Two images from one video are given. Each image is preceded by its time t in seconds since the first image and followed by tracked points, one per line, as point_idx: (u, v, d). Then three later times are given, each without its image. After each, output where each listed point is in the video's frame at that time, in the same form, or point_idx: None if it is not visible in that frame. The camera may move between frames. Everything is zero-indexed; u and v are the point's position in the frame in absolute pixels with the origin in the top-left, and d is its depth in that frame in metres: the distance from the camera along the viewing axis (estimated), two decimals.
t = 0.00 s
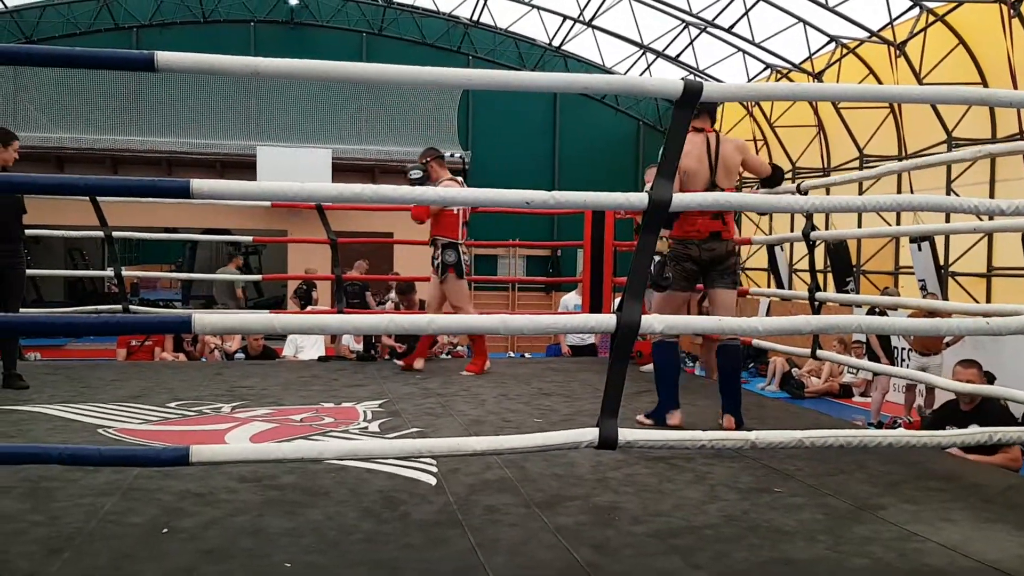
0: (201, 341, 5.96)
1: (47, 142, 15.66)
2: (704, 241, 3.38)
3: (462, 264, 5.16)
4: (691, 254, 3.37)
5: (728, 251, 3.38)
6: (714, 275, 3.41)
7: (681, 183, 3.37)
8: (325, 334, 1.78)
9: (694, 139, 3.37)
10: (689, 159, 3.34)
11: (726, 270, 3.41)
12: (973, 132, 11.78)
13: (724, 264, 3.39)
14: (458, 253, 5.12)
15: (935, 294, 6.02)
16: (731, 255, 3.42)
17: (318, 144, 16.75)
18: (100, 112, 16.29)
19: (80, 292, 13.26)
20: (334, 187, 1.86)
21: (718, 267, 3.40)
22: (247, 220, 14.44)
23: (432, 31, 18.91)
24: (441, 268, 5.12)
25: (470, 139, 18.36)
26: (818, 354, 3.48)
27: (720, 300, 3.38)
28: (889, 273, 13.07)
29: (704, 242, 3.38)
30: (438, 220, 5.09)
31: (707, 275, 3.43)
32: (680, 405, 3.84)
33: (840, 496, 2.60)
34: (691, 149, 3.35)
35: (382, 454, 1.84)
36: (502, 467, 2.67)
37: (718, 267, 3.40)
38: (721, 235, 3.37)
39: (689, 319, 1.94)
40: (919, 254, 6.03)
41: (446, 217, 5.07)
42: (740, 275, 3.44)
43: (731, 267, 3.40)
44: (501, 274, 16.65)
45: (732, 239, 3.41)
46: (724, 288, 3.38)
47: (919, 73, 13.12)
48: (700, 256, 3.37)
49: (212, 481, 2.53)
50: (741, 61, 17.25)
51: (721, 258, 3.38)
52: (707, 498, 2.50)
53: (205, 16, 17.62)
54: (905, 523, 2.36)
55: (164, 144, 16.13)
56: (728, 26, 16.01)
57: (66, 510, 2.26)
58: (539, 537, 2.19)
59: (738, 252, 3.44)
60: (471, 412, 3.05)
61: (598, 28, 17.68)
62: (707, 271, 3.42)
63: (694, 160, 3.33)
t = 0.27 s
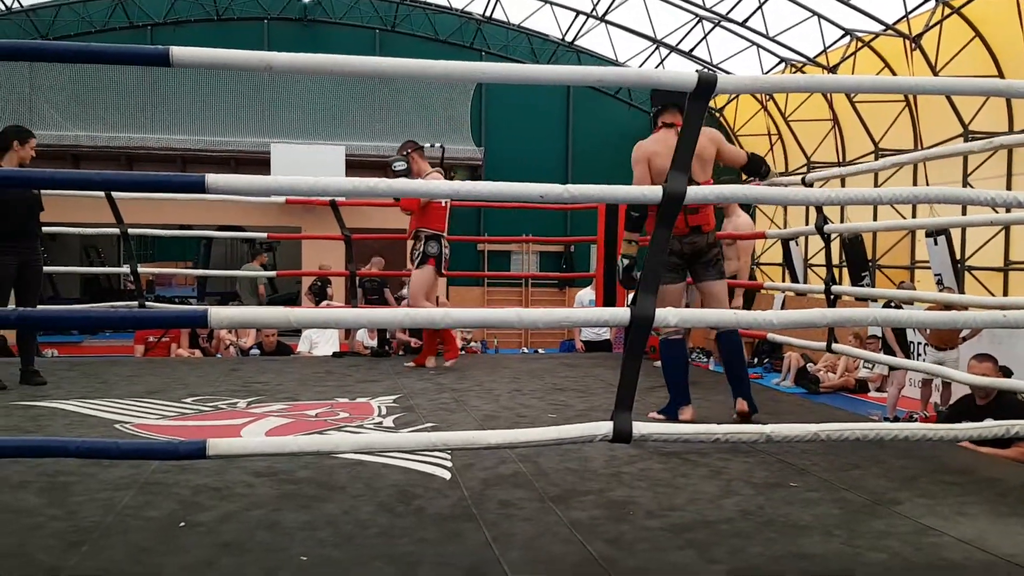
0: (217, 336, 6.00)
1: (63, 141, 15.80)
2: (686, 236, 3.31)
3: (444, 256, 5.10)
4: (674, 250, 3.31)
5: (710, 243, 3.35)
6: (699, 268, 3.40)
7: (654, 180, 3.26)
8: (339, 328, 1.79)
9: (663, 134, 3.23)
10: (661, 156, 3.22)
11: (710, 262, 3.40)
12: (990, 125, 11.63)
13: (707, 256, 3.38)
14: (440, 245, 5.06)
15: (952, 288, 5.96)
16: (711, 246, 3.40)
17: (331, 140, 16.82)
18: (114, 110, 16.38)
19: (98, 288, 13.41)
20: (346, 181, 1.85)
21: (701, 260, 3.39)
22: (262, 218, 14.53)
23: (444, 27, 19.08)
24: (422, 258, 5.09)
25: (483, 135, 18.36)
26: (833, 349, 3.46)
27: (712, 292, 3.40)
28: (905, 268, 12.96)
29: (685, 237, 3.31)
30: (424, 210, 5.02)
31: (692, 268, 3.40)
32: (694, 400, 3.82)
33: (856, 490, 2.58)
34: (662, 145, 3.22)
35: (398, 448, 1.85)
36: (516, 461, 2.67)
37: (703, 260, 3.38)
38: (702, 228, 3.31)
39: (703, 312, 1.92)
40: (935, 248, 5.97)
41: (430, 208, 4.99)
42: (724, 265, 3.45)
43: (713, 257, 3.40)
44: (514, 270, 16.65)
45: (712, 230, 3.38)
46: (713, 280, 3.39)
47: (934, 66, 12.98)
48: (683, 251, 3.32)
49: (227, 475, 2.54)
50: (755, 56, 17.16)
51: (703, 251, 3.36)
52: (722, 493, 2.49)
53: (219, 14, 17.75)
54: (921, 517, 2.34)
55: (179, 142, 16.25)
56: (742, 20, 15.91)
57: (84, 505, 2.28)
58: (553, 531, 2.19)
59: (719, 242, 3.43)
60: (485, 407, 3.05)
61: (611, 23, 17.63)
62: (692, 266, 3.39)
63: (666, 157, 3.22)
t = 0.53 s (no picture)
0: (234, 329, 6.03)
1: (81, 137, 15.92)
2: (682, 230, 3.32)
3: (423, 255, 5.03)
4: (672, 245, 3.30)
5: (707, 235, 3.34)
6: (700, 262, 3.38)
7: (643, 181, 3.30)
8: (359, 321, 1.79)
9: (646, 136, 3.31)
10: (646, 157, 3.27)
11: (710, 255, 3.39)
12: (1011, 119, 11.49)
13: (706, 249, 3.37)
14: (421, 243, 4.99)
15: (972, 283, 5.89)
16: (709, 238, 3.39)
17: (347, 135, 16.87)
18: (132, 105, 16.49)
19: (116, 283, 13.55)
20: (366, 175, 1.86)
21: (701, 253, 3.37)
22: (278, 213, 14.60)
23: (460, 22, 19.11)
24: (401, 255, 5.00)
25: (498, 130, 18.37)
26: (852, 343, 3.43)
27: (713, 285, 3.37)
28: (923, 263, 12.84)
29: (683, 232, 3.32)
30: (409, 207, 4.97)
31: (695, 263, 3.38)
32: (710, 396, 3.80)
33: (875, 487, 2.56)
34: (646, 147, 3.28)
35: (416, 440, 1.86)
36: (532, 455, 2.67)
37: (703, 253, 3.37)
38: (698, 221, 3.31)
39: (723, 305, 1.91)
40: (954, 243, 5.90)
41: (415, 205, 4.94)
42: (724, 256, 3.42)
43: (712, 249, 3.38)
44: (529, 266, 16.66)
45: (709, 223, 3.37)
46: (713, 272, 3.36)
47: (954, 60, 12.83)
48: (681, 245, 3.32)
49: (245, 467, 2.55)
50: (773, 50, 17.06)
51: (702, 243, 3.34)
52: (740, 488, 2.48)
53: (236, 10, 17.87)
54: (941, 513, 2.32)
55: (196, 138, 16.36)
56: (760, 14, 15.69)
57: (104, 497, 2.30)
58: (571, 526, 2.19)
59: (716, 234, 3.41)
60: (501, 402, 3.05)
61: (627, 18, 17.57)
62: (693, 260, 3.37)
63: (653, 156, 3.27)
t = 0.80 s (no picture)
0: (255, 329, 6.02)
1: (105, 137, 16.05)
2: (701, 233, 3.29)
3: (409, 253, 4.93)
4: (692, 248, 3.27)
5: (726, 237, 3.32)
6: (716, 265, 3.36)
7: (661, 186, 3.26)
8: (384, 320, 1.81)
9: (660, 143, 3.29)
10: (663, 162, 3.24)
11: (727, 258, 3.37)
12: None
13: (723, 252, 3.36)
14: (405, 241, 4.88)
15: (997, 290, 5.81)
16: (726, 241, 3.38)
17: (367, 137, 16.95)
18: (156, 107, 16.62)
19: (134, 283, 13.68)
20: (391, 174, 1.88)
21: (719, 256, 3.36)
22: (299, 214, 14.69)
23: (482, 25, 19.13)
24: (386, 257, 4.91)
25: (519, 133, 18.38)
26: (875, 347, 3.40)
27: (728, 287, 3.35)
28: (947, 269, 12.70)
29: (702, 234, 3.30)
30: (387, 206, 4.85)
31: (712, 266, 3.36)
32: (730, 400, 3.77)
33: (899, 493, 2.53)
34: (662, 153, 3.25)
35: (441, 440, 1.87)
36: (553, 458, 2.67)
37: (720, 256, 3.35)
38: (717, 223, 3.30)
39: (749, 308, 1.90)
40: (978, 249, 5.82)
41: (393, 202, 4.83)
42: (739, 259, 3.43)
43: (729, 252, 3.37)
44: (549, 268, 16.67)
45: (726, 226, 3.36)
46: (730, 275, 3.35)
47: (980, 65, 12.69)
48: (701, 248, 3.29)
49: (268, 465, 2.55)
50: (796, 54, 16.98)
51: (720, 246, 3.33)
52: (762, 494, 2.46)
53: (260, 13, 18.04)
54: (966, 521, 2.28)
55: (218, 140, 16.49)
56: (783, 18, 15.75)
57: (129, 493, 2.32)
58: (591, 528, 2.19)
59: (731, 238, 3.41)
60: (521, 405, 3.04)
61: (649, 21, 17.55)
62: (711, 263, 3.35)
63: (669, 161, 3.24)
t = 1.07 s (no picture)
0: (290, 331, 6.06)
1: (144, 142, 16.30)
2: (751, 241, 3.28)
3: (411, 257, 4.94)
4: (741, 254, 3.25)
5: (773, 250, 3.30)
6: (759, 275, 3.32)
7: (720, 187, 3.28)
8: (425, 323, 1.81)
9: (728, 145, 3.32)
10: (726, 163, 3.26)
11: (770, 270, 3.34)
12: None
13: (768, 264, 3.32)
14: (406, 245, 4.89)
15: None
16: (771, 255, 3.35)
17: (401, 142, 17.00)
18: (194, 113, 16.83)
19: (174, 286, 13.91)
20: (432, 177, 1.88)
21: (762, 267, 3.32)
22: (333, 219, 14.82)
23: (516, 31, 19.20)
24: (390, 260, 4.95)
25: (552, 139, 18.37)
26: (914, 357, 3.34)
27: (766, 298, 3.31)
28: (987, 278, 12.44)
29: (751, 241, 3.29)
30: (387, 211, 4.87)
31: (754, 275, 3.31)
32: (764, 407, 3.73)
33: (941, 503, 2.49)
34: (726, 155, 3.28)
35: (478, 443, 1.87)
36: (587, 462, 2.66)
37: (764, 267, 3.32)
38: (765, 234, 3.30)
39: (790, 314, 1.87)
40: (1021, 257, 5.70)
41: (392, 208, 4.83)
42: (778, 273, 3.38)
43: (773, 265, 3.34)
44: (580, 274, 16.67)
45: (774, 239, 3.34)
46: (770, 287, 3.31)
47: None
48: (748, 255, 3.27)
49: (305, 465, 2.58)
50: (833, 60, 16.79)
51: (766, 258, 3.31)
52: (799, 501, 2.43)
53: (296, 19, 18.28)
54: (1011, 533, 2.24)
55: (255, 144, 16.69)
56: (820, 23, 15.66)
57: (169, 490, 2.35)
58: (626, 533, 2.19)
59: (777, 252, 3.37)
60: (554, 409, 3.04)
61: (684, 26, 17.42)
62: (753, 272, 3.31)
63: (732, 164, 3.26)
